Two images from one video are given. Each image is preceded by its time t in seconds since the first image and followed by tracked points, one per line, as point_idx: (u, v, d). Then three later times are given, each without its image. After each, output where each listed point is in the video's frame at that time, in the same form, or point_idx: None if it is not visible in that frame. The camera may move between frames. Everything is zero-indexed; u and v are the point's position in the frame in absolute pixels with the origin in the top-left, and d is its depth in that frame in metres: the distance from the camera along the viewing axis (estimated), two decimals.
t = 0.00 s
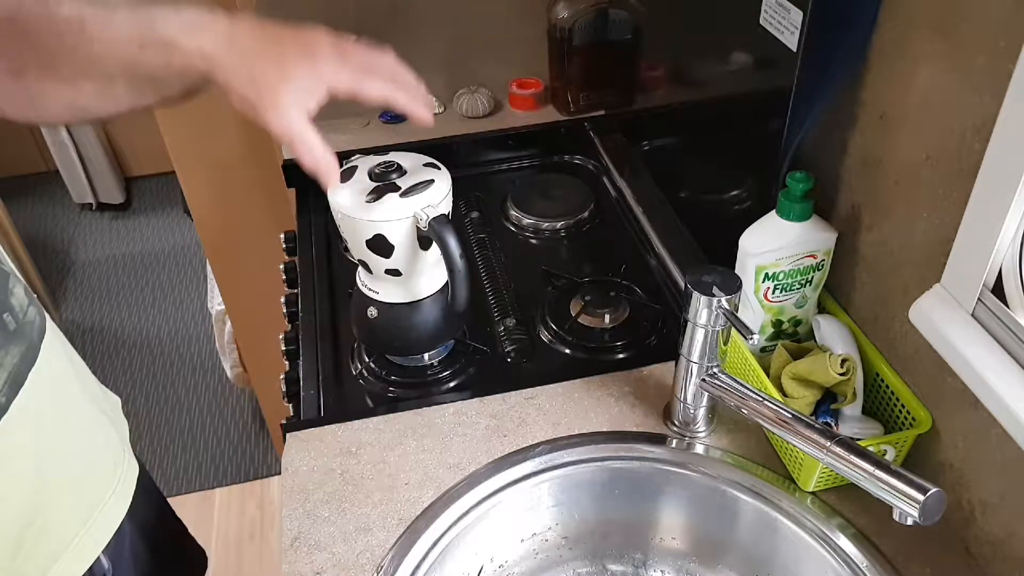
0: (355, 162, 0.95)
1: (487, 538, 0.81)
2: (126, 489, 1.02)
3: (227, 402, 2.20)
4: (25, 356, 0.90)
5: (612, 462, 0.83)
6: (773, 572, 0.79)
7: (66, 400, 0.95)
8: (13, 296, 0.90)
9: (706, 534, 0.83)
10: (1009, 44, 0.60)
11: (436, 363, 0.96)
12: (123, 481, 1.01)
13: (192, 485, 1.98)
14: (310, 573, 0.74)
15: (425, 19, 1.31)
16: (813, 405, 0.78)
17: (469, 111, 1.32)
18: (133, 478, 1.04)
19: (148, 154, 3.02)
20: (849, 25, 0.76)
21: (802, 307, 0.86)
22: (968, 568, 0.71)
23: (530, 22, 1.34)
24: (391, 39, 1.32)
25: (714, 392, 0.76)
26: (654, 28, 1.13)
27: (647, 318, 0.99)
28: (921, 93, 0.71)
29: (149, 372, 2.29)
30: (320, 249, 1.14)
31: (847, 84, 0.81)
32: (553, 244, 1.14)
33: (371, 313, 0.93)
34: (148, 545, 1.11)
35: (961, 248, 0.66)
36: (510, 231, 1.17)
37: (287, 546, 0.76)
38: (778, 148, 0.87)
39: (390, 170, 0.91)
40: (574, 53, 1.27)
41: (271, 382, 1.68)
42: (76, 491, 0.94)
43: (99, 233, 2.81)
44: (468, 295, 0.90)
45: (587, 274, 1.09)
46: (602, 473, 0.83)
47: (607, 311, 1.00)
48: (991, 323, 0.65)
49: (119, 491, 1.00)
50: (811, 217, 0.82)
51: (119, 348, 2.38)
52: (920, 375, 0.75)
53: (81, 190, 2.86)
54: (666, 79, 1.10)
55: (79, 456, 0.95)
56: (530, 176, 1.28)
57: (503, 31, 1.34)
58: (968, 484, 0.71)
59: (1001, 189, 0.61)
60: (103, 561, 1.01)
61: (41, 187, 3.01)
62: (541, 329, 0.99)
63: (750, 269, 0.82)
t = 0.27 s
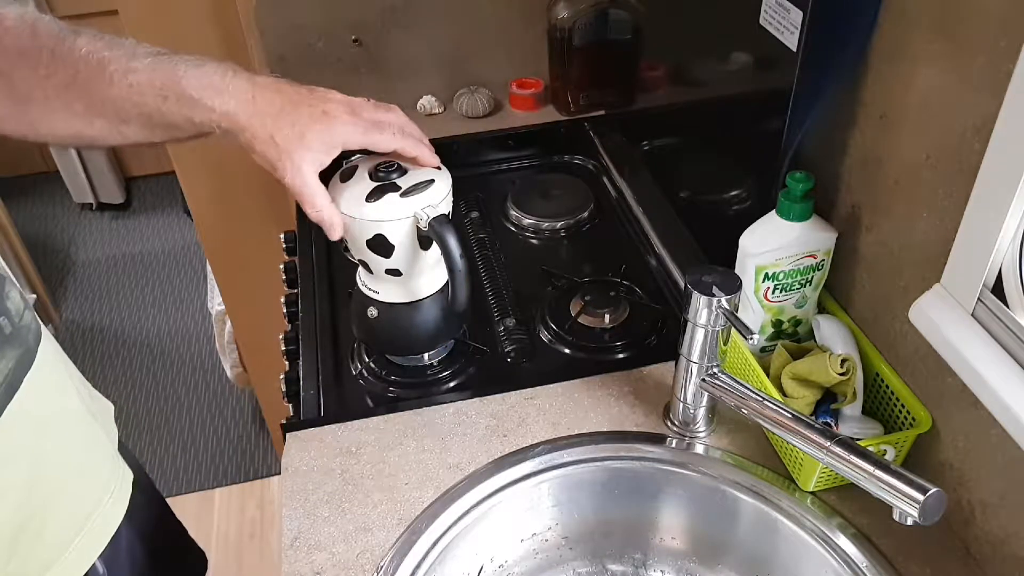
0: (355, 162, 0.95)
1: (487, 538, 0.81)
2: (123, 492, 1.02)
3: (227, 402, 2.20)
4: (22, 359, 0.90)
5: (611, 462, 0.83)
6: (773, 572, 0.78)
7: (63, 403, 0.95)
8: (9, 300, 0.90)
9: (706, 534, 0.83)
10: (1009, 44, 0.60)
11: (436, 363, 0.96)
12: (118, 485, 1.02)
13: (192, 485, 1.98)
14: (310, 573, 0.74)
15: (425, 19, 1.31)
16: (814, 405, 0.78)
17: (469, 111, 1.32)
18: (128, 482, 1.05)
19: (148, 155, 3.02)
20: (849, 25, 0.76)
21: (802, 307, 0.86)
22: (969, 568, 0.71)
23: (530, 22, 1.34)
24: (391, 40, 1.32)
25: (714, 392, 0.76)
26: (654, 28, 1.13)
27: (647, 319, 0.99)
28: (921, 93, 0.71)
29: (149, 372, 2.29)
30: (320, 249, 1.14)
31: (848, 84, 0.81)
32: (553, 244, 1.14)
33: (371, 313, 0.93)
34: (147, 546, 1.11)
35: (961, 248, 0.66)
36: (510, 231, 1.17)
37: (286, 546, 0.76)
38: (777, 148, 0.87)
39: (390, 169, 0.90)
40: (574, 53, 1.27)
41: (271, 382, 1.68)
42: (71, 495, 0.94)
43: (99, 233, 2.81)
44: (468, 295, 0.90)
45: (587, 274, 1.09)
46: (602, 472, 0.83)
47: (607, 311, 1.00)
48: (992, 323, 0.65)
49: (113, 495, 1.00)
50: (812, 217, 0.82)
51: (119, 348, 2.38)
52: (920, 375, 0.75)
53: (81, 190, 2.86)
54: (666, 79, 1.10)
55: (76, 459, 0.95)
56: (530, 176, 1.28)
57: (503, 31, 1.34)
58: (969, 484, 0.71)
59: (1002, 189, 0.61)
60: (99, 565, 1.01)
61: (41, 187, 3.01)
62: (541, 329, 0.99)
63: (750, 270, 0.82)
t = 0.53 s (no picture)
0: (355, 163, 0.95)
1: (487, 538, 0.81)
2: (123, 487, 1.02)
3: (227, 402, 2.20)
4: (20, 357, 0.90)
5: (611, 462, 0.83)
6: (773, 572, 0.79)
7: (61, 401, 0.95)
8: (8, 299, 0.90)
9: (706, 535, 0.83)
10: (1009, 44, 0.60)
11: (436, 363, 0.96)
12: (118, 483, 1.01)
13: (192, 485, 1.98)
14: (310, 573, 0.74)
15: (425, 19, 1.31)
16: (813, 405, 0.78)
17: (469, 111, 1.32)
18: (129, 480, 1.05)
19: (148, 155, 3.02)
20: (849, 25, 0.76)
21: (802, 307, 0.86)
22: (969, 569, 0.71)
23: (530, 22, 1.34)
24: (390, 39, 1.32)
25: (714, 393, 0.76)
26: (654, 28, 1.13)
27: (647, 319, 0.99)
28: (921, 93, 0.71)
29: (149, 372, 2.29)
30: (319, 249, 1.13)
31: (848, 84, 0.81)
32: (553, 244, 1.14)
33: (371, 313, 0.93)
34: (147, 547, 1.11)
35: (961, 248, 0.66)
36: (510, 231, 1.17)
37: (286, 545, 0.76)
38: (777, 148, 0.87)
39: (390, 169, 0.91)
40: (574, 53, 1.27)
41: (271, 383, 1.68)
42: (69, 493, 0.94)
43: (99, 233, 2.81)
44: (468, 294, 0.90)
45: (587, 274, 1.09)
46: (602, 472, 0.83)
47: (607, 311, 1.00)
48: (992, 323, 0.65)
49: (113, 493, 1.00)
50: (811, 217, 0.82)
51: (119, 348, 2.38)
52: (920, 375, 0.75)
53: (81, 190, 2.86)
54: (666, 79, 1.10)
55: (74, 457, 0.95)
56: (530, 176, 1.28)
57: (503, 31, 1.34)
58: (969, 484, 0.71)
59: (1002, 189, 0.61)
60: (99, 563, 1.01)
61: (41, 187, 3.01)
62: (541, 329, 0.99)
63: (750, 270, 0.82)
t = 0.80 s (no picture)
0: (355, 163, 0.95)
1: (487, 538, 0.81)
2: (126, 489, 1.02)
3: (227, 402, 2.20)
4: (19, 353, 0.90)
5: (611, 462, 0.83)
6: (773, 573, 0.79)
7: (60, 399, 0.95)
8: (7, 294, 0.91)
9: (706, 535, 0.83)
10: (1009, 44, 0.60)
11: (436, 363, 0.96)
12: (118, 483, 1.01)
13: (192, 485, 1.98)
14: (310, 573, 0.74)
15: (425, 19, 1.31)
16: (814, 405, 0.78)
17: (469, 111, 1.32)
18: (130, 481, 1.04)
19: (148, 155, 3.02)
20: (849, 25, 0.76)
21: (802, 307, 0.86)
22: (969, 569, 0.71)
23: (530, 22, 1.34)
24: (390, 39, 1.31)
25: (714, 393, 0.76)
26: (654, 28, 1.13)
27: (647, 319, 0.99)
28: (921, 93, 0.71)
29: (149, 372, 2.29)
30: (319, 249, 1.13)
31: (848, 84, 0.81)
32: (553, 244, 1.14)
33: (371, 313, 0.93)
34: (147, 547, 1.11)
35: (961, 248, 0.66)
36: (510, 231, 1.17)
37: (287, 545, 0.76)
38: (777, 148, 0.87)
39: (390, 169, 0.91)
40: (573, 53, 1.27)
41: (271, 383, 1.68)
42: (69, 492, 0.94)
43: (99, 233, 2.81)
44: (468, 294, 0.90)
45: (587, 274, 1.09)
46: (602, 473, 0.83)
47: (607, 311, 1.00)
48: (991, 323, 0.65)
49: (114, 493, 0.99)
50: (812, 217, 0.82)
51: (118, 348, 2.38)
52: (920, 375, 0.75)
53: (81, 190, 2.86)
54: (666, 79, 1.10)
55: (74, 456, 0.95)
56: (530, 176, 1.28)
57: (503, 31, 1.34)
58: (969, 485, 0.71)
59: (1002, 189, 0.60)
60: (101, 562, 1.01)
61: (41, 187, 3.01)
62: (541, 329, 0.99)
63: (750, 270, 0.82)
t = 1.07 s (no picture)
0: (355, 163, 0.95)
1: (487, 538, 0.81)
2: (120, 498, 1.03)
3: (227, 402, 2.20)
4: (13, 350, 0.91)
5: (611, 462, 0.83)
6: (773, 572, 0.79)
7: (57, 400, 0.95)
8: None
9: (707, 535, 0.83)
10: (1009, 44, 0.60)
11: (436, 363, 0.96)
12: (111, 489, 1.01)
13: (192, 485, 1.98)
14: (310, 573, 0.74)
15: (425, 19, 1.30)
16: (814, 405, 0.78)
17: (469, 111, 1.32)
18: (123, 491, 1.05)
19: (148, 155, 3.02)
20: (849, 25, 0.76)
21: (802, 307, 0.86)
22: (969, 568, 0.71)
23: (530, 22, 1.34)
24: (390, 39, 1.31)
25: (714, 392, 0.76)
26: (654, 28, 1.13)
27: (647, 319, 0.99)
28: (922, 93, 0.71)
29: (149, 371, 2.29)
30: (319, 250, 1.13)
31: (848, 84, 0.81)
32: (553, 244, 1.14)
33: (371, 313, 0.93)
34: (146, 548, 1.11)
35: (961, 247, 0.66)
36: (510, 231, 1.17)
37: (287, 546, 0.76)
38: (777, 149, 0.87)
39: (390, 169, 0.91)
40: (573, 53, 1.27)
41: (271, 383, 1.68)
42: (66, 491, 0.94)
43: (99, 233, 2.81)
44: (468, 295, 0.90)
45: (587, 274, 1.09)
46: (601, 473, 0.83)
47: (607, 311, 1.00)
48: (992, 323, 0.65)
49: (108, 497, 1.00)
50: (812, 217, 0.82)
51: (118, 348, 2.38)
52: (920, 375, 0.75)
53: (81, 190, 2.86)
54: (666, 79, 1.10)
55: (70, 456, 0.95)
56: (530, 176, 1.28)
57: (503, 31, 1.34)
58: (969, 485, 0.71)
59: (1002, 189, 0.60)
60: (99, 571, 1.01)
61: (41, 187, 3.01)
62: (541, 329, 0.99)
63: (750, 269, 0.82)
